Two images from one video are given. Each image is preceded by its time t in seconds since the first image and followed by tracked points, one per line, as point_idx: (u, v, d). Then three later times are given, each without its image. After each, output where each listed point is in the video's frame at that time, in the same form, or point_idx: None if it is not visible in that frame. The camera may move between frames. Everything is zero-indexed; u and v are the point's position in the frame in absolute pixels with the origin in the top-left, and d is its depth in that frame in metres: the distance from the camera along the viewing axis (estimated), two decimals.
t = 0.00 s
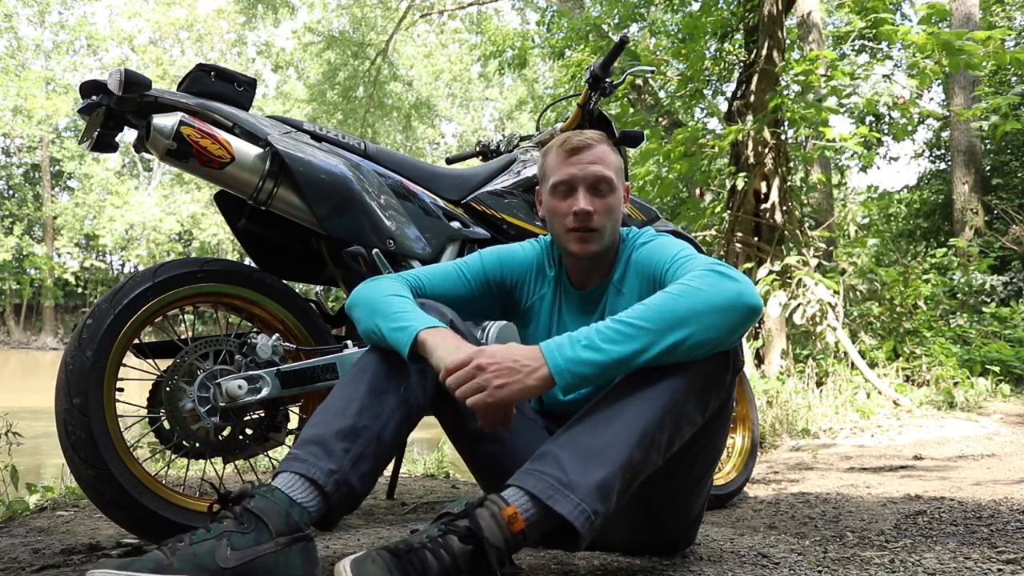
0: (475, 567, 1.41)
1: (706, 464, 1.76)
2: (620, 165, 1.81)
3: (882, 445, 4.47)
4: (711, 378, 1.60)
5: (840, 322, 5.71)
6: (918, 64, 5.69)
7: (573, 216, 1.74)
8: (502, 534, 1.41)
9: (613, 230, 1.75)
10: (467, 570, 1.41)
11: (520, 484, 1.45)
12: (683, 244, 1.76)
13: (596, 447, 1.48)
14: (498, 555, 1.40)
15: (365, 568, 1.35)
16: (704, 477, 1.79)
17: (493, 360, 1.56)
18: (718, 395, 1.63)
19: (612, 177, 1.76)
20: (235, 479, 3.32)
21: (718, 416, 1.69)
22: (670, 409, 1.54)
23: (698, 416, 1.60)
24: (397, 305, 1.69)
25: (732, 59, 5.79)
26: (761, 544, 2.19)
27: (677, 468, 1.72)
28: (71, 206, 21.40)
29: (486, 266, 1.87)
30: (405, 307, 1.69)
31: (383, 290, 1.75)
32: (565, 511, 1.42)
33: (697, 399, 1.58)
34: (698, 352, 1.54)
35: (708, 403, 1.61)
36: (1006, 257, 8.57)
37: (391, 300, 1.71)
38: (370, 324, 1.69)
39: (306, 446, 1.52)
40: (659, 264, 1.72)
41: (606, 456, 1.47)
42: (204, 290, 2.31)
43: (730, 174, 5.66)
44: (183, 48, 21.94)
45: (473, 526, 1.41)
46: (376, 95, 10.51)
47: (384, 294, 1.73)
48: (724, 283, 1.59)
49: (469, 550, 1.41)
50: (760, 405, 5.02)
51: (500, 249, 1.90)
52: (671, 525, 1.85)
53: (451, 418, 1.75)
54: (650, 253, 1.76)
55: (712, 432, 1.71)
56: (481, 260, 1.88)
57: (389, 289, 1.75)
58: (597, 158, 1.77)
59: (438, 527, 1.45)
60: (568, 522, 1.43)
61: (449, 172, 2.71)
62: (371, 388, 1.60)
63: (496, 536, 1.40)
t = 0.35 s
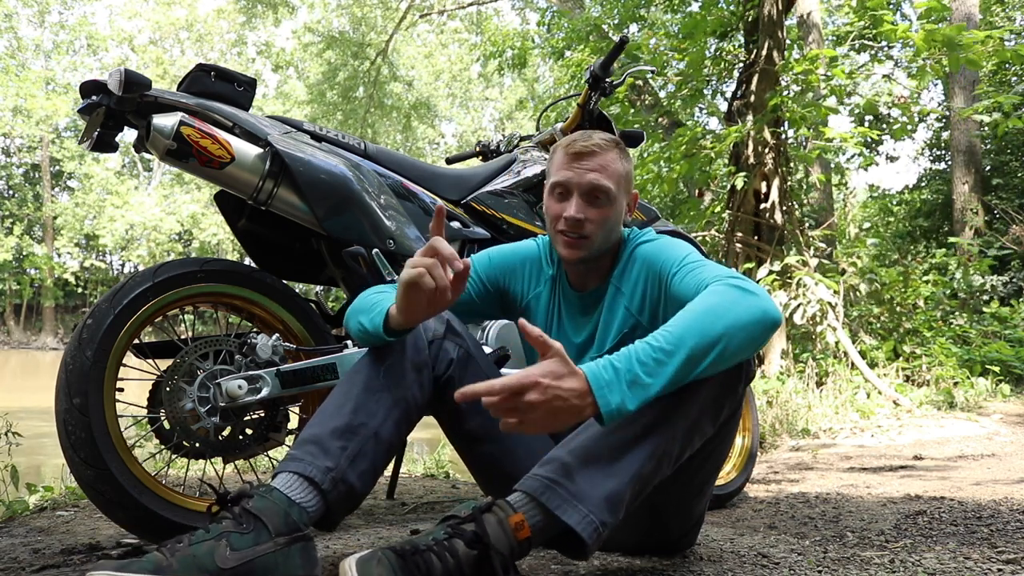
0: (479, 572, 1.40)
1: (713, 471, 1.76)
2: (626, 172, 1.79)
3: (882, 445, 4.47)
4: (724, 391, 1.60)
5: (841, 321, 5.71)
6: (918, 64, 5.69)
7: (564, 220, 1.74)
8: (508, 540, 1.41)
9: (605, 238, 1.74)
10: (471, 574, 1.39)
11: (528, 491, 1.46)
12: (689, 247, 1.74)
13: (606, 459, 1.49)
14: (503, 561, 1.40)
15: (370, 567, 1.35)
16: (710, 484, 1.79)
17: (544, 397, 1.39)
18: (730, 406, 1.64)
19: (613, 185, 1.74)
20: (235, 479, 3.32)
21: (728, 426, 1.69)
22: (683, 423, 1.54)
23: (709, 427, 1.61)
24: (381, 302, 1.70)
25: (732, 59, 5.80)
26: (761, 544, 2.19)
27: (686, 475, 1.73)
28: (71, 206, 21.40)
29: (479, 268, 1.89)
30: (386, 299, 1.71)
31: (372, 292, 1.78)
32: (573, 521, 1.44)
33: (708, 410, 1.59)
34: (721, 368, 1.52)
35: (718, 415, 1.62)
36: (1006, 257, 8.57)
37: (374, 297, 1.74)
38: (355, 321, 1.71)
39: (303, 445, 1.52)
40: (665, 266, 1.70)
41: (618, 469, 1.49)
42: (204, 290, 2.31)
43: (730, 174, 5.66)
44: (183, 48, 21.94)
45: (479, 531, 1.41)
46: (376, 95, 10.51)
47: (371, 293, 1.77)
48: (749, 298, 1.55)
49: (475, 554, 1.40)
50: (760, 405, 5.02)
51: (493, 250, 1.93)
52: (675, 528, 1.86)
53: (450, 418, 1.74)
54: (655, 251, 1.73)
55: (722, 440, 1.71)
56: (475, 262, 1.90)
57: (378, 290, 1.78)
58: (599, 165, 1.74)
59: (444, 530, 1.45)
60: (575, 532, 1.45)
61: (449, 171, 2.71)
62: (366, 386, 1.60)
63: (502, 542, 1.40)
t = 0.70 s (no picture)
0: (477, 569, 1.41)
1: (704, 465, 1.76)
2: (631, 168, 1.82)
3: (882, 445, 4.46)
4: (710, 378, 1.60)
5: (841, 322, 5.71)
6: (918, 64, 5.69)
7: (586, 213, 1.73)
8: (504, 536, 1.41)
9: (622, 231, 1.76)
10: (468, 571, 1.41)
11: (521, 483, 1.45)
12: (689, 244, 1.76)
13: (595, 446, 1.47)
14: (500, 557, 1.40)
15: (366, 568, 1.35)
16: (703, 479, 1.79)
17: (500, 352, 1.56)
18: (717, 396, 1.64)
19: (624, 176, 1.77)
20: (235, 479, 3.32)
21: (717, 418, 1.69)
22: (670, 409, 1.54)
23: (697, 417, 1.61)
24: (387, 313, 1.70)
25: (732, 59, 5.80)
26: (761, 544, 2.19)
27: (676, 468, 1.73)
28: (72, 206, 21.40)
29: (487, 263, 1.87)
30: (396, 320, 1.68)
31: (377, 295, 1.75)
32: (565, 510, 1.42)
33: (696, 399, 1.59)
34: (699, 348, 1.55)
35: (706, 404, 1.62)
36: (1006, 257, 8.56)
37: (382, 310, 1.71)
38: (362, 331, 1.71)
39: (302, 445, 1.52)
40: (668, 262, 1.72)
41: (605, 454, 1.47)
42: (204, 290, 2.31)
43: (730, 174, 5.66)
44: (183, 48, 21.94)
45: (474, 527, 1.41)
46: (376, 95, 10.51)
47: (376, 300, 1.74)
48: (732, 283, 1.59)
49: (472, 551, 1.41)
50: (760, 405, 5.02)
51: (502, 245, 1.90)
52: (669, 525, 1.85)
53: (448, 420, 1.74)
54: (657, 249, 1.76)
55: (712, 432, 1.71)
56: (483, 254, 1.88)
57: (383, 294, 1.75)
58: (608, 159, 1.77)
59: (441, 528, 1.45)
60: (568, 521, 1.43)
61: (449, 172, 2.71)
62: (365, 390, 1.60)
63: (498, 538, 1.40)
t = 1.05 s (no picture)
0: (477, 569, 1.41)
1: (706, 466, 1.76)
2: (621, 165, 1.82)
3: (881, 445, 4.47)
4: (712, 378, 1.60)
5: (841, 322, 5.71)
6: (918, 64, 5.69)
7: (581, 218, 1.73)
8: (505, 536, 1.41)
9: (617, 231, 1.76)
10: (469, 572, 1.40)
11: (521, 482, 1.45)
12: (687, 245, 1.76)
13: (596, 445, 1.47)
14: (500, 557, 1.40)
15: (366, 568, 1.35)
16: (704, 479, 1.79)
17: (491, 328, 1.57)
18: (719, 396, 1.64)
19: (615, 176, 1.77)
20: (235, 479, 3.33)
21: (719, 418, 1.69)
22: (671, 407, 1.54)
23: (699, 416, 1.61)
24: (370, 314, 1.69)
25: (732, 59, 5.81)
26: (761, 544, 2.19)
27: (677, 468, 1.72)
28: (72, 206, 21.41)
29: (478, 265, 1.87)
30: (377, 320, 1.68)
31: (364, 298, 1.76)
32: (565, 509, 1.42)
33: (698, 398, 1.59)
34: (701, 343, 1.55)
35: (708, 404, 1.62)
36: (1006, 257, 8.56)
37: (366, 311, 1.71)
38: (348, 334, 1.71)
39: (297, 446, 1.52)
40: (664, 263, 1.72)
41: (606, 453, 1.47)
42: (203, 290, 2.31)
43: (730, 174, 5.66)
44: (183, 48, 21.95)
45: (474, 527, 1.41)
46: (376, 95, 10.52)
47: (360, 303, 1.74)
48: (737, 282, 1.59)
49: (472, 551, 1.41)
50: (760, 405, 5.02)
51: (493, 248, 1.90)
52: (670, 525, 1.85)
53: (443, 419, 1.72)
54: (653, 251, 1.75)
55: (713, 433, 1.71)
56: (474, 258, 1.88)
57: (370, 297, 1.76)
58: (599, 159, 1.77)
59: (440, 528, 1.45)
60: (568, 520, 1.43)
61: (449, 172, 2.72)
62: (356, 391, 1.60)
63: (498, 537, 1.40)
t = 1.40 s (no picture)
0: (480, 571, 1.41)
1: (710, 470, 1.76)
2: (616, 164, 1.80)
3: (881, 445, 4.47)
4: (719, 384, 1.60)
5: (841, 322, 5.71)
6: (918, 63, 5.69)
7: (559, 213, 1.74)
8: (508, 539, 1.41)
9: (602, 229, 1.75)
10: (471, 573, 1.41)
11: (527, 489, 1.45)
12: (685, 245, 1.75)
13: (605, 456, 1.48)
14: (503, 560, 1.41)
15: (370, 568, 1.35)
16: (709, 482, 1.79)
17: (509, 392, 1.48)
18: (726, 401, 1.64)
19: (604, 175, 1.75)
20: (234, 479, 3.33)
21: (724, 423, 1.70)
22: (680, 418, 1.54)
23: (705, 423, 1.61)
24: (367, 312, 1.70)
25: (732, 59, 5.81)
26: (761, 544, 2.19)
27: (683, 474, 1.73)
28: (72, 206, 21.41)
29: (476, 268, 1.88)
30: (373, 312, 1.70)
31: (362, 298, 1.77)
32: (573, 518, 1.42)
33: (704, 406, 1.59)
34: (710, 357, 1.54)
35: (715, 410, 1.62)
36: (1006, 257, 8.55)
37: (363, 307, 1.73)
38: (345, 330, 1.71)
39: (298, 446, 1.52)
40: (660, 265, 1.71)
41: (615, 465, 1.47)
42: (203, 290, 2.31)
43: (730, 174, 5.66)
44: (183, 48, 21.95)
45: (479, 530, 1.41)
46: (376, 95, 10.53)
47: (360, 302, 1.75)
48: (734, 288, 1.58)
49: (475, 553, 1.41)
50: (760, 405, 5.02)
51: (491, 250, 1.91)
52: (674, 528, 1.86)
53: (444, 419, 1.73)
54: (649, 252, 1.75)
55: (718, 437, 1.71)
56: (472, 261, 1.89)
57: (368, 296, 1.78)
58: (589, 156, 1.76)
59: (444, 530, 1.45)
60: (575, 528, 1.43)
61: (449, 172, 2.71)
62: (357, 390, 1.60)
63: (502, 541, 1.41)
